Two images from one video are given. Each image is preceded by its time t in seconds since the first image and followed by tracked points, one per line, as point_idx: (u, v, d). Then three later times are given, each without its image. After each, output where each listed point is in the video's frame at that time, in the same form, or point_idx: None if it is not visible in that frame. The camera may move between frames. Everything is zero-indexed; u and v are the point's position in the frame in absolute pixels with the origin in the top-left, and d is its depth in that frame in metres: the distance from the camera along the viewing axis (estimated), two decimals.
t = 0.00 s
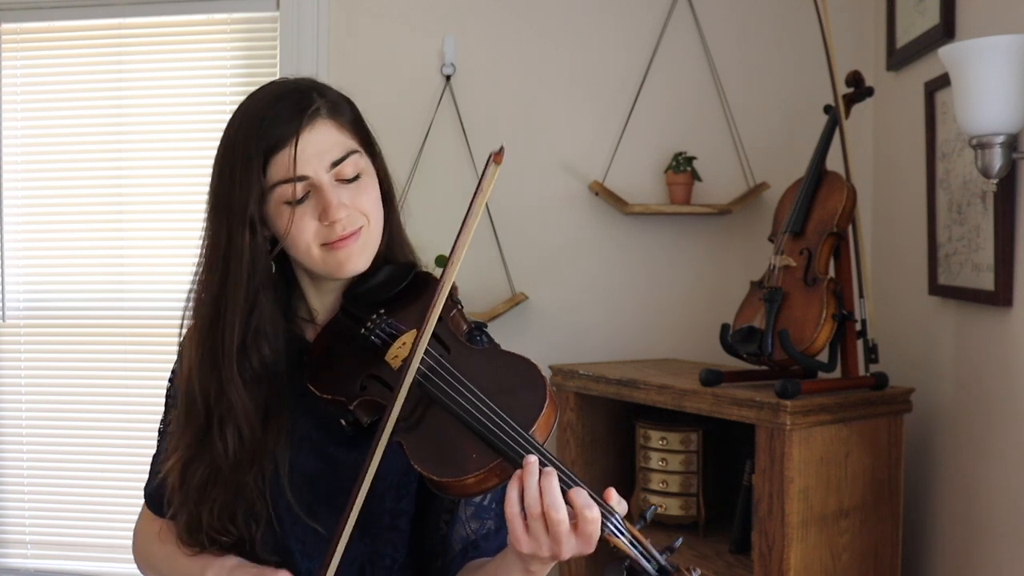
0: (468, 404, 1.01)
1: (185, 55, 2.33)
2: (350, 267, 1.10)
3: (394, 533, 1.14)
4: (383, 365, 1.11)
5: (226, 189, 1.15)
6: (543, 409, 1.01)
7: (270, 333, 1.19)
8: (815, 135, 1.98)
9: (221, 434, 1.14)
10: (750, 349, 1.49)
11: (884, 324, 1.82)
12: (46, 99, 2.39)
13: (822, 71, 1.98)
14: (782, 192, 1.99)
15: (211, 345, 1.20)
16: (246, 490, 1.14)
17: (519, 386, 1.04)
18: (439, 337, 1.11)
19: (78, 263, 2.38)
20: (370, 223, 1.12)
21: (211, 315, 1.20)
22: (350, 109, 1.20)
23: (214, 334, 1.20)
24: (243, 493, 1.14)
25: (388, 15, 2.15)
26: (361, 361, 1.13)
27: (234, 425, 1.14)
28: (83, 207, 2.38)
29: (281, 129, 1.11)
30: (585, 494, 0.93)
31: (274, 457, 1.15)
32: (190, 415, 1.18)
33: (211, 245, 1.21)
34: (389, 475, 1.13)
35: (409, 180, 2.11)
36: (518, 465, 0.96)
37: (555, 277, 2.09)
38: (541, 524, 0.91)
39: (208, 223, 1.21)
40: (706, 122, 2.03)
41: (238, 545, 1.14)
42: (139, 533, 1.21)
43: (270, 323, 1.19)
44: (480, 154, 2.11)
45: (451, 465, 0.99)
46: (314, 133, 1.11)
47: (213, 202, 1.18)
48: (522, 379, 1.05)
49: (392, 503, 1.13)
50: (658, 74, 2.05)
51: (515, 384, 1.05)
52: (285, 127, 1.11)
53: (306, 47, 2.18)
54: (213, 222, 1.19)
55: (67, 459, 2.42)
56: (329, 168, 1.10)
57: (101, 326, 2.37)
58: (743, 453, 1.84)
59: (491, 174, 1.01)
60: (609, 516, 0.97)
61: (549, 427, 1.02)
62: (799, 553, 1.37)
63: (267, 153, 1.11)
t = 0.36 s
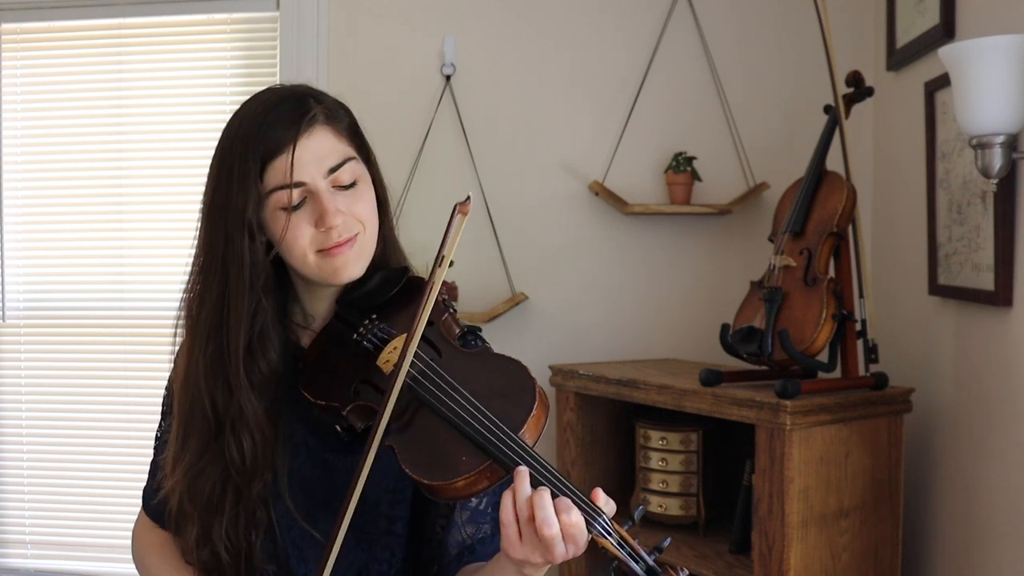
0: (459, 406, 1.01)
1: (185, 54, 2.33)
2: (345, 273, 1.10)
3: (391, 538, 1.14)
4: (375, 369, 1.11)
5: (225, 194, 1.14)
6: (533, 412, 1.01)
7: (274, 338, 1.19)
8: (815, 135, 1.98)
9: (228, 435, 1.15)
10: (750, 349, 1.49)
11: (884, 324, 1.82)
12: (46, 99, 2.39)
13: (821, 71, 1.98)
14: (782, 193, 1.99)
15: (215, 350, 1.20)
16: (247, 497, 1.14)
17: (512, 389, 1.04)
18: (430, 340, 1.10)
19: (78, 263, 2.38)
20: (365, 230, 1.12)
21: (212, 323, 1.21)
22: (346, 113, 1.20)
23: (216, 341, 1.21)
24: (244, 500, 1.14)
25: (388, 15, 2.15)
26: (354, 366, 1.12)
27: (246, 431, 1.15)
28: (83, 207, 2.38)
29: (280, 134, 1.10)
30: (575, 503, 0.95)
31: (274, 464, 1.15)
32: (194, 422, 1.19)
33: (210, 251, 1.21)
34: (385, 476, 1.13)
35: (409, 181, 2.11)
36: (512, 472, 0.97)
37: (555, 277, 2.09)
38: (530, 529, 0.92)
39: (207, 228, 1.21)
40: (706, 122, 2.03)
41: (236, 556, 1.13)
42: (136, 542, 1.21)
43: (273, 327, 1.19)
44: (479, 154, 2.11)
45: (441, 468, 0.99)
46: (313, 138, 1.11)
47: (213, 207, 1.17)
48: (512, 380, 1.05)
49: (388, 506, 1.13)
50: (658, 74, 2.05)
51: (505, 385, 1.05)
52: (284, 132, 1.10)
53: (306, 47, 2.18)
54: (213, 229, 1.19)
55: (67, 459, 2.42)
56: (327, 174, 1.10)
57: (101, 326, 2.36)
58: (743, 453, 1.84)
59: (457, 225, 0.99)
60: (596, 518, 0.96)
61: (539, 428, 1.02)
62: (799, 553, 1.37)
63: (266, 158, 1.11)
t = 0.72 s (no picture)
0: (458, 405, 1.00)
1: (185, 55, 2.33)
2: (338, 267, 1.10)
3: (386, 537, 1.14)
4: (375, 368, 1.11)
5: (235, 170, 1.15)
6: (533, 412, 1.01)
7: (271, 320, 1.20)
8: (815, 134, 1.98)
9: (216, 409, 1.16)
10: (750, 349, 1.49)
11: (884, 324, 1.82)
12: (46, 99, 2.39)
13: (822, 71, 1.98)
14: (783, 193, 1.99)
15: (213, 328, 1.21)
16: (234, 473, 1.14)
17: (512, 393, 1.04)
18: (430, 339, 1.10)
19: (78, 263, 2.38)
20: (365, 226, 1.12)
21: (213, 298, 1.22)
22: (371, 108, 1.19)
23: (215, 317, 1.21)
24: (231, 476, 1.14)
25: (388, 15, 2.15)
26: (353, 363, 1.12)
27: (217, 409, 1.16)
28: (83, 207, 2.38)
29: (296, 117, 1.11)
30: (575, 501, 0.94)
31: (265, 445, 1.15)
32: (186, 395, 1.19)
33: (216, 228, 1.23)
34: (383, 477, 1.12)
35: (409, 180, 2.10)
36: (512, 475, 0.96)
37: (555, 277, 2.09)
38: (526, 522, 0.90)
39: (218, 206, 1.23)
40: (706, 122, 2.03)
41: (214, 530, 1.13)
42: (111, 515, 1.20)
43: (267, 306, 1.20)
44: (479, 154, 2.11)
45: (437, 468, 0.98)
46: (329, 127, 1.11)
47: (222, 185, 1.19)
48: (513, 381, 1.06)
49: (384, 505, 1.13)
50: (658, 74, 2.05)
51: (505, 386, 1.05)
52: (300, 116, 1.11)
53: (306, 47, 2.18)
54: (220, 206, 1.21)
55: (67, 459, 2.42)
56: (335, 165, 1.10)
57: (101, 326, 2.36)
58: (743, 453, 1.84)
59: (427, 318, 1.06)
60: (595, 520, 0.95)
61: (538, 428, 1.02)
62: (799, 553, 1.37)
63: (279, 141, 1.11)
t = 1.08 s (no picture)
0: (466, 409, 1.01)
1: (184, 54, 2.33)
2: (362, 270, 1.10)
3: (390, 538, 1.14)
4: (381, 371, 1.10)
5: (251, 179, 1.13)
6: (539, 419, 1.02)
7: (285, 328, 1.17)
8: (815, 134, 1.98)
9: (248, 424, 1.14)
10: (750, 349, 1.49)
11: (884, 324, 1.82)
12: (46, 99, 2.39)
13: (821, 71, 1.98)
14: (783, 192, 1.99)
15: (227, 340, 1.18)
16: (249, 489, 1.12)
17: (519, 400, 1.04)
18: (437, 344, 1.11)
19: (78, 263, 2.38)
20: (385, 229, 1.13)
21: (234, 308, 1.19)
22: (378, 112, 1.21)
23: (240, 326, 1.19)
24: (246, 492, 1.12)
25: (388, 15, 2.15)
26: (361, 366, 1.12)
27: (282, 419, 1.12)
28: (83, 207, 2.38)
29: (313, 123, 1.11)
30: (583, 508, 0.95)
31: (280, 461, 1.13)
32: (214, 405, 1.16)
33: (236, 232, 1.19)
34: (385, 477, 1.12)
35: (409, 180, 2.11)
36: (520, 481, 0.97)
37: (555, 277, 2.09)
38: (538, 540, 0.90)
39: (228, 212, 1.20)
40: (706, 122, 2.03)
41: (236, 547, 1.12)
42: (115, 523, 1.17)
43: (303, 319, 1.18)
44: (480, 154, 2.11)
45: (445, 473, 0.98)
46: (344, 131, 1.12)
47: (240, 190, 1.16)
48: (519, 388, 1.06)
49: (389, 508, 1.13)
50: (658, 75, 2.05)
51: (511, 392, 1.05)
52: (317, 122, 1.11)
53: (306, 47, 2.18)
54: (241, 211, 1.17)
55: (67, 459, 2.41)
56: (355, 168, 1.11)
57: (101, 326, 2.36)
58: (743, 453, 1.84)
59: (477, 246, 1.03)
60: (603, 527, 0.95)
61: (545, 435, 1.03)
62: (799, 553, 1.37)
63: (297, 147, 1.11)
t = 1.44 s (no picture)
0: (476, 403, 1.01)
1: (185, 55, 2.33)
2: (351, 264, 1.10)
3: (399, 532, 1.14)
4: (390, 364, 1.11)
5: (241, 171, 1.15)
6: (550, 411, 1.02)
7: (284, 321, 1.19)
8: (816, 134, 1.98)
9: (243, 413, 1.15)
10: (750, 349, 1.49)
11: (884, 324, 1.82)
12: (47, 99, 2.39)
13: (822, 71, 1.98)
14: (782, 193, 1.99)
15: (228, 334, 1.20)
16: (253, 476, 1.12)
17: (527, 390, 1.05)
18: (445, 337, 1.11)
19: (78, 263, 2.38)
20: (375, 223, 1.12)
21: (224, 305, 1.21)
22: (374, 105, 1.20)
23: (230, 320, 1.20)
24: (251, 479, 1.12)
25: (388, 15, 2.15)
26: (367, 360, 1.12)
27: (238, 415, 1.15)
28: (83, 207, 2.38)
29: (300, 118, 1.11)
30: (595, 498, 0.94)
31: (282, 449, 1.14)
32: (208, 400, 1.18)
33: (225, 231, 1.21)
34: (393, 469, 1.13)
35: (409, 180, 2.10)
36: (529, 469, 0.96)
37: (555, 277, 2.09)
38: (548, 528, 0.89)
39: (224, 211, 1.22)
40: (706, 122, 2.03)
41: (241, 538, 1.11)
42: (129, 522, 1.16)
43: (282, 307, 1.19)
44: (480, 154, 2.11)
45: (457, 465, 0.98)
46: (333, 124, 1.12)
47: (228, 187, 1.19)
48: (530, 382, 1.06)
49: (396, 502, 1.13)
50: (658, 74, 2.05)
51: (521, 386, 1.06)
52: (305, 116, 1.11)
53: (306, 47, 2.18)
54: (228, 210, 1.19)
55: (67, 459, 2.41)
56: (342, 162, 1.11)
57: (101, 326, 2.36)
58: (743, 453, 1.84)
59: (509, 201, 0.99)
60: (617, 517, 0.94)
61: (554, 428, 1.03)
62: (799, 553, 1.37)
63: (284, 141, 1.11)
